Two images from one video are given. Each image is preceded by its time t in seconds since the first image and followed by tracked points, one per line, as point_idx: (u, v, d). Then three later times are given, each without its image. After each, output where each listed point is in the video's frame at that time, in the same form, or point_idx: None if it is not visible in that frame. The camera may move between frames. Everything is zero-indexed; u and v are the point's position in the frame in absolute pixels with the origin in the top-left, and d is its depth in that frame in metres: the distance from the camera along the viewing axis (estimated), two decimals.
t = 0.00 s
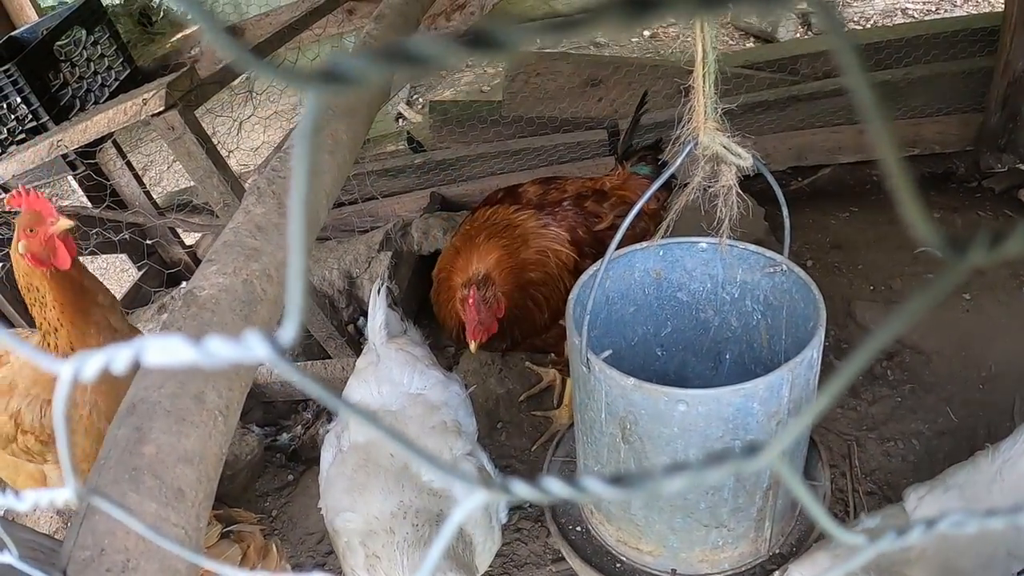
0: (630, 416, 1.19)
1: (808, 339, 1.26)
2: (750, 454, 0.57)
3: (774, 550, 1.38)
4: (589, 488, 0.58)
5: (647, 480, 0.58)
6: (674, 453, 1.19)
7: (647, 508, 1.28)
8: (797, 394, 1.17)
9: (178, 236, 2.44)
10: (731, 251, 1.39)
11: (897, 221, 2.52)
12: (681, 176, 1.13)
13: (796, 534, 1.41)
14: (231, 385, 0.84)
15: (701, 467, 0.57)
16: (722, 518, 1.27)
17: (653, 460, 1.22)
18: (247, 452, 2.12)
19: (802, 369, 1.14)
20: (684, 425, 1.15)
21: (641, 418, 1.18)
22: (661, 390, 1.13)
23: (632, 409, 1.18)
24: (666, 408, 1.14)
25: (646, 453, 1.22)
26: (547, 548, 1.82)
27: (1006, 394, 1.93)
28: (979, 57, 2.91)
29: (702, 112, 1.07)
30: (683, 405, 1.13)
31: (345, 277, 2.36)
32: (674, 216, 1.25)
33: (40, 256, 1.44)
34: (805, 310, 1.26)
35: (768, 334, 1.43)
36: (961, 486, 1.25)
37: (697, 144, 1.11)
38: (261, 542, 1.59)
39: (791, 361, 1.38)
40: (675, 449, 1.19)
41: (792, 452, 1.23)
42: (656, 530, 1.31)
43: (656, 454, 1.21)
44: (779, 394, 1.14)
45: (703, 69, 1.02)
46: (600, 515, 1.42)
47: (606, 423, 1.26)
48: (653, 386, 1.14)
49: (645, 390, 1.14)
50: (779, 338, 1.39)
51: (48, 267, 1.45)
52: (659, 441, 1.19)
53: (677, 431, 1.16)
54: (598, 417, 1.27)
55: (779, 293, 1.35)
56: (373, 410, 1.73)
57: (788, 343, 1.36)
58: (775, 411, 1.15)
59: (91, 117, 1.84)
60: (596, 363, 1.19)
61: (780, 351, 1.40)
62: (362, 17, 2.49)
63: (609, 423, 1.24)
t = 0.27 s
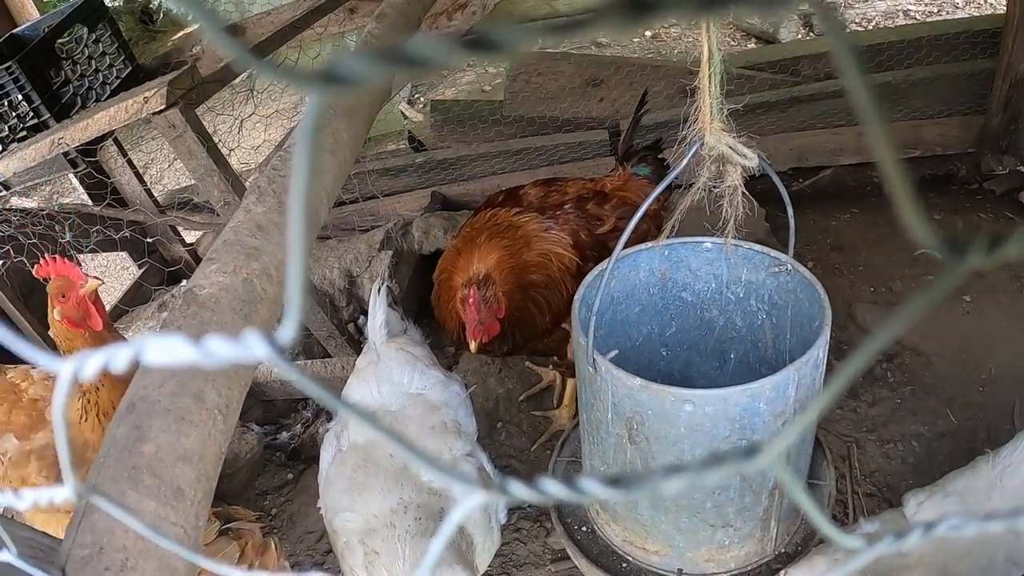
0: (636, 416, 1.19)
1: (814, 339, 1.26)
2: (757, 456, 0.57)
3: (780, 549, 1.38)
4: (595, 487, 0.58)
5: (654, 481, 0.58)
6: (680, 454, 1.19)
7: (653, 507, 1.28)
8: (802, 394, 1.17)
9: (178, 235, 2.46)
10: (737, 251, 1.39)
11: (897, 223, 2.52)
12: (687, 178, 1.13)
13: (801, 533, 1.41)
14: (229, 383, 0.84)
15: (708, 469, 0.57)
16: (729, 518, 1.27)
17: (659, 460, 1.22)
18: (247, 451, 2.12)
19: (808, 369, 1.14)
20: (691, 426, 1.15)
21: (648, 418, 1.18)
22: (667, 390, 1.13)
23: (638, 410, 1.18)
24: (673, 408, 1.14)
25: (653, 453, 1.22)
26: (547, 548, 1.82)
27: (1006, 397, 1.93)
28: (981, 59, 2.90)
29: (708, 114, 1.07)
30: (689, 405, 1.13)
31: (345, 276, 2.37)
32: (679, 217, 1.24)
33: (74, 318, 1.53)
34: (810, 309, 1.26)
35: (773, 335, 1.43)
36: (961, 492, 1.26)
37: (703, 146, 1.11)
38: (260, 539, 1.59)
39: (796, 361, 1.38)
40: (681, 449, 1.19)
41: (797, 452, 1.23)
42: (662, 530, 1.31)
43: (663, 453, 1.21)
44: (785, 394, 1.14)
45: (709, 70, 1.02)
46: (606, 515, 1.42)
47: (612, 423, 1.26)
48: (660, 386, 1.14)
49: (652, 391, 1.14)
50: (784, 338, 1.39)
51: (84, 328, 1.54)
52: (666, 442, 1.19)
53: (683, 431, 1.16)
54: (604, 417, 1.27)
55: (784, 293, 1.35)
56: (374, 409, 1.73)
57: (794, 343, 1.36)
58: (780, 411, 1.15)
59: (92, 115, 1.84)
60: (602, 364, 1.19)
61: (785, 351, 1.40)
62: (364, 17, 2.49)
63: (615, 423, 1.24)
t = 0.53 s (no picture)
0: (640, 415, 1.19)
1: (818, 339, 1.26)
2: (761, 454, 0.57)
3: (783, 548, 1.38)
4: (598, 484, 0.58)
5: (659, 479, 0.58)
6: (684, 452, 1.19)
7: (657, 506, 1.28)
8: (806, 393, 1.17)
9: (179, 232, 2.46)
10: (741, 250, 1.39)
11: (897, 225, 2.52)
12: (691, 177, 1.12)
13: (804, 532, 1.41)
14: (228, 378, 0.85)
15: (712, 466, 0.57)
16: (732, 517, 1.27)
17: (663, 458, 1.22)
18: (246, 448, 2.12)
19: (812, 368, 1.14)
20: (694, 424, 1.15)
21: (651, 417, 1.18)
22: (670, 389, 1.12)
23: (642, 408, 1.18)
24: (676, 407, 1.14)
25: (657, 451, 1.22)
26: (546, 547, 1.82)
27: (1005, 399, 1.93)
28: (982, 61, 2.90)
29: (713, 112, 1.07)
30: (692, 404, 1.13)
31: (345, 274, 2.37)
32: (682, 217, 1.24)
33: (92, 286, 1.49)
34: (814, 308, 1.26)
35: (777, 334, 1.43)
36: (960, 498, 1.25)
37: (708, 144, 1.11)
38: (258, 536, 1.59)
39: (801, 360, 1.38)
40: (685, 448, 1.19)
41: (800, 451, 1.23)
42: (665, 527, 1.31)
43: (666, 452, 1.21)
44: (788, 393, 1.14)
45: (714, 68, 1.02)
46: (610, 512, 1.42)
47: (616, 421, 1.26)
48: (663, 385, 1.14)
49: (655, 389, 1.14)
50: (789, 338, 1.39)
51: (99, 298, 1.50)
52: (669, 440, 1.19)
53: (687, 430, 1.16)
54: (608, 416, 1.27)
55: (789, 292, 1.34)
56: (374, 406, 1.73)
57: (799, 342, 1.36)
58: (784, 411, 1.15)
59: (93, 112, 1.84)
60: (605, 362, 1.19)
61: (789, 350, 1.40)
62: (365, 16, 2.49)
63: (619, 421, 1.24)
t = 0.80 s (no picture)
0: (637, 413, 1.19)
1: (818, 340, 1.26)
2: (764, 460, 0.57)
3: (778, 550, 1.38)
4: (598, 486, 0.58)
5: (659, 489, 0.58)
6: (680, 452, 1.19)
7: (653, 504, 1.28)
8: (804, 395, 1.17)
9: (178, 230, 2.46)
10: (744, 250, 1.39)
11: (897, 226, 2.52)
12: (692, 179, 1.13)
13: (801, 535, 1.41)
14: (228, 378, 0.85)
15: (714, 472, 0.57)
16: (728, 517, 1.27)
17: (659, 457, 1.23)
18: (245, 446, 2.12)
19: (810, 370, 1.14)
20: (691, 423, 1.15)
21: (648, 416, 1.18)
22: (667, 388, 1.13)
23: (639, 407, 1.18)
24: (673, 406, 1.14)
25: (653, 450, 1.22)
26: (545, 546, 1.82)
27: (1003, 401, 1.93)
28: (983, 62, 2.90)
29: (713, 113, 1.07)
30: (689, 403, 1.13)
31: (345, 272, 2.37)
32: (683, 219, 1.24)
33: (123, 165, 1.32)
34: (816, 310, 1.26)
35: (779, 335, 1.43)
36: (956, 505, 1.26)
37: (709, 145, 1.11)
38: (252, 538, 1.59)
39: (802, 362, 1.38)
40: (681, 447, 1.19)
41: (797, 453, 1.23)
42: (661, 526, 1.31)
43: (662, 451, 1.21)
44: (786, 394, 1.14)
45: (715, 70, 1.02)
46: (606, 510, 1.42)
47: (613, 419, 1.26)
48: (660, 383, 1.15)
49: (653, 388, 1.14)
50: (790, 339, 1.39)
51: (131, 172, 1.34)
52: (665, 439, 1.19)
53: (683, 429, 1.16)
54: (605, 414, 1.28)
55: (791, 294, 1.34)
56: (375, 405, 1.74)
57: (800, 344, 1.36)
58: (781, 412, 1.15)
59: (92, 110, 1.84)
60: (603, 359, 1.20)
61: (790, 352, 1.40)
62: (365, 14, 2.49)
63: (616, 419, 1.24)
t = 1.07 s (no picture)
0: (629, 409, 1.20)
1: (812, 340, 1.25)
2: (757, 455, 0.57)
3: (770, 551, 1.38)
4: (592, 482, 0.58)
5: (655, 480, 0.58)
6: (671, 449, 1.19)
7: (644, 501, 1.28)
8: (796, 396, 1.17)
9: (177, 225, 2.46)
10: (743, 250, 1.39)
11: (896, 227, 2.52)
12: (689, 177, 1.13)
13: (794, 535, 1.41)
14: (227, 373, 0.85)
15: (710, 466, 0.57)
16: (719, 516, 1.27)
17: (650, 453, 1.23)
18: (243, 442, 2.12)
19: (803, 371, 1.14)
20: (682, 421, 1.15)
21: (639, 412, 1.19)
22: (659, 384, 1.13)
23: (631, 402, 1.19)
24: (664, 403, 1.14)
25: (644, 446, 1.22)
26: (541, 544, 1.82)
27: (1000, 402, 1.94)
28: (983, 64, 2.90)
29: (711, 112, 1.07)
30: (680, 400, 1.13)
31: (344, 269, 2.37)
32: (680, 218, 1.24)
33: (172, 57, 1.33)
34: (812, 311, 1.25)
35: (776, 335, 1.43)
36: (949, 504, 1.27)
37: (706, 143, 1.11)
38: (246, 539, 1.59)
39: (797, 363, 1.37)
40: (672, 444, 1.19)
41: (789, 454, 1.23)
42: (652, 523, 1.32)
43: (653, 447, 1.21)
44: (778, 395, 1.13)
45: (714, 69, 1.02)
46: (599, 506, 1.43)
47: (606, 414, 1.26)
48: (652, 379, 1.15)
49: (644, 384, 1.14)
50: (787, 340, 1.39)
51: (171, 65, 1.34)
52: (656, 436, 1.19)
53: (674, 426, 1.17)
54: (598, 409, 1.28)
55: (789, 294, 1.34)
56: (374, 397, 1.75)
57: (796, 344, 1.36)
58: (772, 412, 1.15)
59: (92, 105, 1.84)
60: (597, 354, 1.20)
61: (787, 352, 1.40)
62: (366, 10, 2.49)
63: (608, 414, 1.25)
